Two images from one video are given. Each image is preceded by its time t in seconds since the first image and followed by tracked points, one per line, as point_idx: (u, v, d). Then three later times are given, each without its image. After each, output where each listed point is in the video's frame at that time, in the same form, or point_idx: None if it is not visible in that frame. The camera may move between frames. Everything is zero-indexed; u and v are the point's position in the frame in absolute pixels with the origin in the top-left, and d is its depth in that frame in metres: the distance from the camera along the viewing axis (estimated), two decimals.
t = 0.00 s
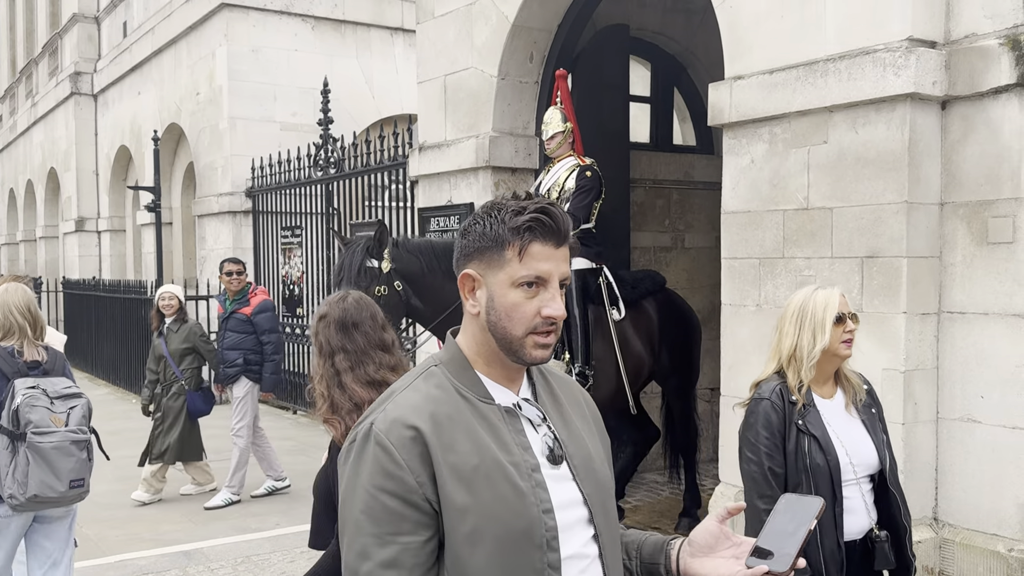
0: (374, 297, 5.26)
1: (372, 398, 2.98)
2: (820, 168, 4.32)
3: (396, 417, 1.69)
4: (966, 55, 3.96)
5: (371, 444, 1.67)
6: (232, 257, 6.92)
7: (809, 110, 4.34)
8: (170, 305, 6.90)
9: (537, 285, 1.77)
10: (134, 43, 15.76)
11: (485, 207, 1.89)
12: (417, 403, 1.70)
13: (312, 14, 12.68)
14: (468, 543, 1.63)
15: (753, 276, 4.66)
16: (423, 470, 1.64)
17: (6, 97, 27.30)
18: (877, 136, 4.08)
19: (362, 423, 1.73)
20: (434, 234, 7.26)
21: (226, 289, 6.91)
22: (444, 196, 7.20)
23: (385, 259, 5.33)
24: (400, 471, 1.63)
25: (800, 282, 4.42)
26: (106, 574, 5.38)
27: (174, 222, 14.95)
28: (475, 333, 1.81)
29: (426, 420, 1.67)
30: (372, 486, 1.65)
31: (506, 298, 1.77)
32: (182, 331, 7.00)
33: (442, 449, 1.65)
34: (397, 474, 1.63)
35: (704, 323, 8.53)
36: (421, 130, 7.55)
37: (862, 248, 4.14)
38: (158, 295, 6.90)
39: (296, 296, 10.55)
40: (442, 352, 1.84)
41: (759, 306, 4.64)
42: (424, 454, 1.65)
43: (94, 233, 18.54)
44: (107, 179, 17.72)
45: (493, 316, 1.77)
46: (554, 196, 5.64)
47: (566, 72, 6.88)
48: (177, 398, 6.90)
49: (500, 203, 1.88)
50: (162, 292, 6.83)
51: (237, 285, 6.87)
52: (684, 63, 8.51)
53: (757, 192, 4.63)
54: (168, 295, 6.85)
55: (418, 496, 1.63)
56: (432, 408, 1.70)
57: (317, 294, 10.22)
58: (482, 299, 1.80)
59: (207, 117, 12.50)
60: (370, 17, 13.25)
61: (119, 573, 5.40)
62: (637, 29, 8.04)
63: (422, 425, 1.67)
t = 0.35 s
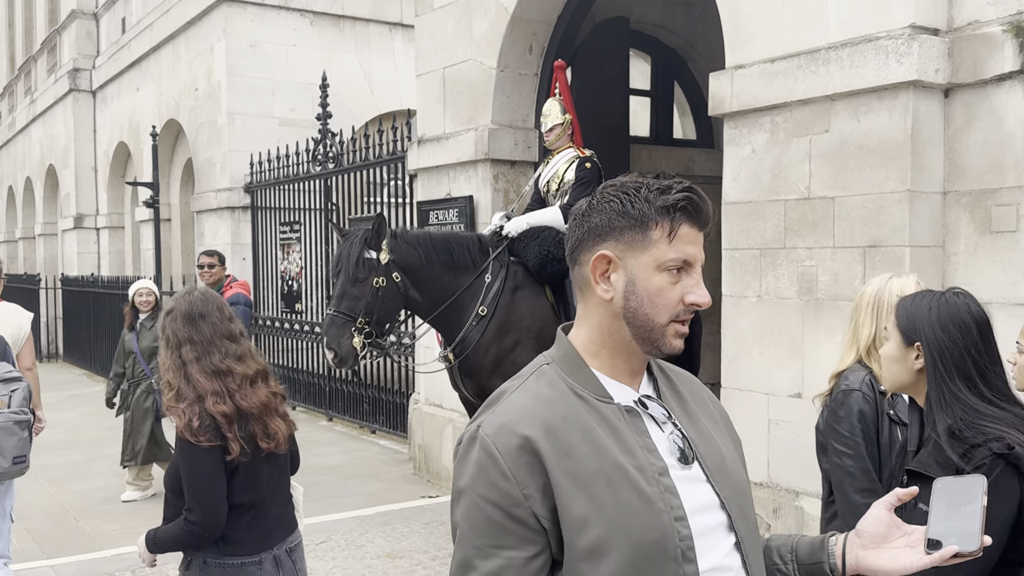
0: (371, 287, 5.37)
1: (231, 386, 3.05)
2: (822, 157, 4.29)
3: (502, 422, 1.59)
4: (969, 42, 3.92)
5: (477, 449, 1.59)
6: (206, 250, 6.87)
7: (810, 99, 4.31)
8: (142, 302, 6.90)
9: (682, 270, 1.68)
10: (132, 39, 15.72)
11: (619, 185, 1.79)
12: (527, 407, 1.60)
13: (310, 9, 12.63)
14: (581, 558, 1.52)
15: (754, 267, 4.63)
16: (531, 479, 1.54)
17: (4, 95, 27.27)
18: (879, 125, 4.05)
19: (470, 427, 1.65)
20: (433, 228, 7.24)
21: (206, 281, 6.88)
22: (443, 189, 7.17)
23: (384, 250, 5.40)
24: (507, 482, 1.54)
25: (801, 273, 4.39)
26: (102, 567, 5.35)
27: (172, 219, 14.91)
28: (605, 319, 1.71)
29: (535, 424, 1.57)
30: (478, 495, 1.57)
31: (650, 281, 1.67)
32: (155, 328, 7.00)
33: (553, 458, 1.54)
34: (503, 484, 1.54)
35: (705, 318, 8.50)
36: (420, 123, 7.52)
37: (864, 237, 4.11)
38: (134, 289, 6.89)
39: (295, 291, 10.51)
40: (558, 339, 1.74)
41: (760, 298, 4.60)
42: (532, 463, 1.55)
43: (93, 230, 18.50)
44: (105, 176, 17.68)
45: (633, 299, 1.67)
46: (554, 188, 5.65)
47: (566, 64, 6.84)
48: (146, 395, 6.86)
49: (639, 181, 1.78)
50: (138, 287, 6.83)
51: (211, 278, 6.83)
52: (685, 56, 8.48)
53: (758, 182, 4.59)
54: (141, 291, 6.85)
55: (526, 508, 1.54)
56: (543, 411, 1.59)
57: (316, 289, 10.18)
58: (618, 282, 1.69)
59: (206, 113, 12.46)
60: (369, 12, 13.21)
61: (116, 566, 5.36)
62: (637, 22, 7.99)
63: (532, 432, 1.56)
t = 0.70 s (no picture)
0: (381, 284, 5.28)
1: (110, 349, 3.20)
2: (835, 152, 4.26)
3: (692, 420, 1.48)
4: (984, 35, 3.88)
5: (666, 448, 1.47)
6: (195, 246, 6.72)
7: (823, 94, 4.28)
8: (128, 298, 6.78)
9: (874, 257, 1.64)
10: (139, 37, 15.73)
11: (803, 159, 1.70)
12: (717, 403, 1.49)
13: (318, 6, 12.62)
14: (783, 567, 1.44)
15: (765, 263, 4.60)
16: (730, 483, 1.44)
17: (12, 93, 27.38)
18: (893, 119, 4.02)
19: (648, 423, 1.52)
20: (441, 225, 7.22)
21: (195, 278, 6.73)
22: (452, 186, 7.16)
23: (394, 247, 5.32)
24: (705, 486, 1.43)
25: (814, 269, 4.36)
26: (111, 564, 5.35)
27: (180, 217, 14.93)
28: (790, 301, 1.62)
29: (733, 423, 1.46)
30: (668, 498, 1.46)
31: (846, 267, 1.61)
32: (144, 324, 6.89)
33: (754, 460, 1.44)
34: (701, 488, 1.44)
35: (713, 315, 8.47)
36: (428, 119, 7.51)
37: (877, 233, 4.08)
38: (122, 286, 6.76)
39: (303, 288, 10.51)
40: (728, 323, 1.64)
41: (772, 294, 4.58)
42: (730, 466, 1.45)
43: (101, 228, 18.53)
44: (113, 173, 17.72)
45: (828, 283, 1.60)
46: (563, 184, 5.62)
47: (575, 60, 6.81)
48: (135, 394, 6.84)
49: (823, 160, 1.70)
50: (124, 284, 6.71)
51: (199, 274, 6.69)
52: (694, 52, 8.43)
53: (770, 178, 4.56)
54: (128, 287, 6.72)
55: (725, 513, 1.44)
56: (736, 409, 1.48)
57: (324, 286, 10.16)
58: (811, 264, 1.61)
59: (213, 111, 12.46)
60: (376, 10, 13.21)
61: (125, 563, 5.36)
62: (646, 18, 7.96)
63: (729, 431, 1.46)
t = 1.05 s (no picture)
0: (392, 281, 5.29)
1: (56, 339, 3.45)
2: (846, 150, 4.24)
3: (946, 444, 1.27)
4: (996, 31, 3.86)
5: (923, 479, 1.26)
6: (191, 246, 6.74)
7: (834, 91, 4.26)
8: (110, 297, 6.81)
9: None
10: (151, 37, 15.81)
11: (988, 153, 1.49)
12: (964, 424, 1.29)
13: (328, 6, 12.65)
14: None
15: (776, 261, 4.59)
16: (995, 517, 1.24)
17: (25, 93, 27.53)
18: (904, 117, 4.00)
19: (888, 451, 1.30)
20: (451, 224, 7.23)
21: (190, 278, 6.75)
22: (461, 185, 7.17)
23: (405, 244, 5.34)
24: (974, 522, 1.23)
25: (825, 267, 4.35)
26: (122, 561, 5.38)
27: (191, 216, 15.00)
28: (987, 313, 1.44)
29: (989, 448, 1.27)
30: (930, 539, 1.23)
31: None
32: (127, 322, 6.90)
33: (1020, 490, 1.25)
34: (969, 525, 1.22)
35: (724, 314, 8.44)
36: (438, 118, 7.52)
37: (889, 230, 4.06)
38: (103, 285, 6.82)
39: (313, 287, 10.54)
40: (923, 336, 1.44)
41: (783, 292, 4.56)
42: (995, 499, 1.25)
43: (112, 227, 18.62)
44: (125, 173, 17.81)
45: None
46: (573, 182, 5.63)
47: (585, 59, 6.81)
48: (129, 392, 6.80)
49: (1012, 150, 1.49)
50: (107, 283, 6.77)
51: (198, 274, 6.73)
52: (704, 50, 8.41)
53: (781, 176, 4.55)
54: (110, 287, 6.78)
55: (994, 552, 1.23)
56: (984, 432, 1.29)
57: (334, 285, 10.18)
58: (1015, 271, 1.43)
59: (224, 110, 12.51)
60: (386, 10, 13.24)
61: (136, 560, 5.39)
62: (656, 16, 7.94)
63: (988, 457, 1.26)
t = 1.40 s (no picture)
0: (412, 279, 5.10)
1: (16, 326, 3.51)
2: (863, 146, 4.21)
3: None
4: (1016, 26, 3.81)
5: None
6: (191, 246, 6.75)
7: (851, 87, 4.23)
8: (102, 292, 6.70)
9: None
10: (166, 38, 15.87)
11: None
12: None
13: (343, 6, 12.66)
14: None
15: (792, 258, 4.56)
16: None
17: (42, 94, 27.72)
18: (922, 113, 3.96)
19: None
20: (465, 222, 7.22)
21: (189, 278, 6.72)
22: (475, 183, 7.16)
23: (422, 241, 5.18)
24: None
25: (842, 264, 4.32)
26: (138, 558, 5.41)
27: (206, 215, 15.07)
28: None
29: None
30: None
31: None
32: (120, 318, 6.86)
33: None
34: None
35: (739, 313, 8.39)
36: (452, 117, 7.51)
37: (907, 227, 4.02)
38: (93, 284, 6.70)
39: (327, 286, 10.56)
40: None
41: (800, 290, 4.53)
42: None
43: (128, 227, 18.71)
44: (140, 173, 17.90)
45: None
46: (587, 180, 5.60)
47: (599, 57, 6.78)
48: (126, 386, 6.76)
49: None
50: (97, 281, 6.63)
51: (198, 274, 6.73)
52: (719, 48, 8.36)
53: (797, 173, 4.52)
54: (103, 283, 6.68)
55: None
56: None
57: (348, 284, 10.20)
58: None
59: (239, 110, 12.55)
60: (400, 9, 13.24)
61: (152, 557, 5.41)
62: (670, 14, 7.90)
63: None
